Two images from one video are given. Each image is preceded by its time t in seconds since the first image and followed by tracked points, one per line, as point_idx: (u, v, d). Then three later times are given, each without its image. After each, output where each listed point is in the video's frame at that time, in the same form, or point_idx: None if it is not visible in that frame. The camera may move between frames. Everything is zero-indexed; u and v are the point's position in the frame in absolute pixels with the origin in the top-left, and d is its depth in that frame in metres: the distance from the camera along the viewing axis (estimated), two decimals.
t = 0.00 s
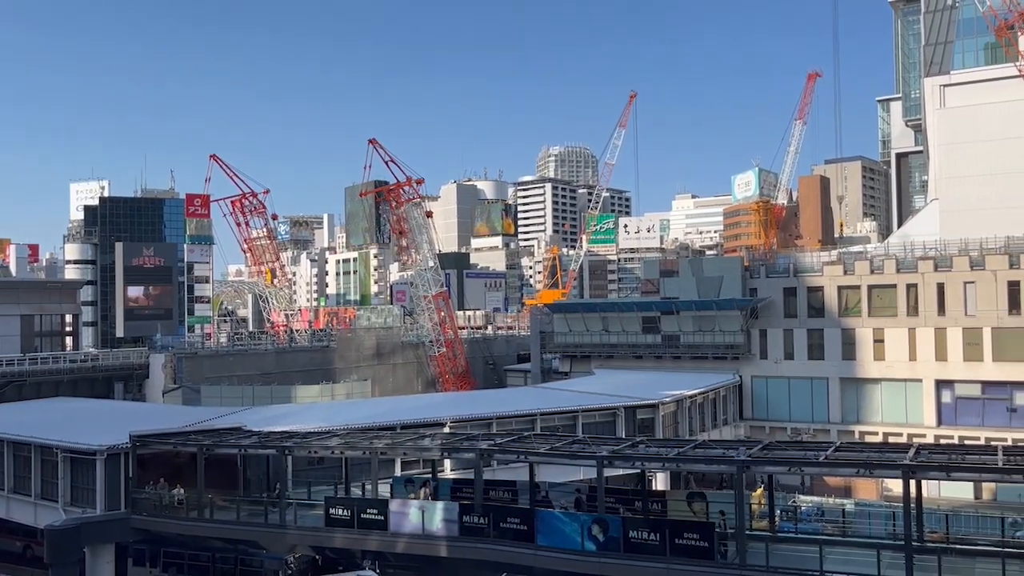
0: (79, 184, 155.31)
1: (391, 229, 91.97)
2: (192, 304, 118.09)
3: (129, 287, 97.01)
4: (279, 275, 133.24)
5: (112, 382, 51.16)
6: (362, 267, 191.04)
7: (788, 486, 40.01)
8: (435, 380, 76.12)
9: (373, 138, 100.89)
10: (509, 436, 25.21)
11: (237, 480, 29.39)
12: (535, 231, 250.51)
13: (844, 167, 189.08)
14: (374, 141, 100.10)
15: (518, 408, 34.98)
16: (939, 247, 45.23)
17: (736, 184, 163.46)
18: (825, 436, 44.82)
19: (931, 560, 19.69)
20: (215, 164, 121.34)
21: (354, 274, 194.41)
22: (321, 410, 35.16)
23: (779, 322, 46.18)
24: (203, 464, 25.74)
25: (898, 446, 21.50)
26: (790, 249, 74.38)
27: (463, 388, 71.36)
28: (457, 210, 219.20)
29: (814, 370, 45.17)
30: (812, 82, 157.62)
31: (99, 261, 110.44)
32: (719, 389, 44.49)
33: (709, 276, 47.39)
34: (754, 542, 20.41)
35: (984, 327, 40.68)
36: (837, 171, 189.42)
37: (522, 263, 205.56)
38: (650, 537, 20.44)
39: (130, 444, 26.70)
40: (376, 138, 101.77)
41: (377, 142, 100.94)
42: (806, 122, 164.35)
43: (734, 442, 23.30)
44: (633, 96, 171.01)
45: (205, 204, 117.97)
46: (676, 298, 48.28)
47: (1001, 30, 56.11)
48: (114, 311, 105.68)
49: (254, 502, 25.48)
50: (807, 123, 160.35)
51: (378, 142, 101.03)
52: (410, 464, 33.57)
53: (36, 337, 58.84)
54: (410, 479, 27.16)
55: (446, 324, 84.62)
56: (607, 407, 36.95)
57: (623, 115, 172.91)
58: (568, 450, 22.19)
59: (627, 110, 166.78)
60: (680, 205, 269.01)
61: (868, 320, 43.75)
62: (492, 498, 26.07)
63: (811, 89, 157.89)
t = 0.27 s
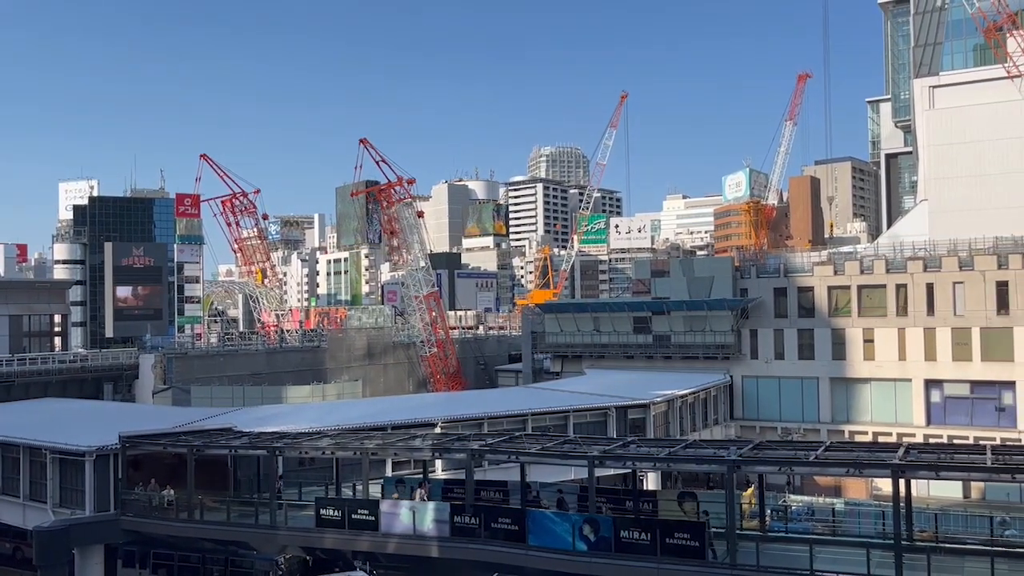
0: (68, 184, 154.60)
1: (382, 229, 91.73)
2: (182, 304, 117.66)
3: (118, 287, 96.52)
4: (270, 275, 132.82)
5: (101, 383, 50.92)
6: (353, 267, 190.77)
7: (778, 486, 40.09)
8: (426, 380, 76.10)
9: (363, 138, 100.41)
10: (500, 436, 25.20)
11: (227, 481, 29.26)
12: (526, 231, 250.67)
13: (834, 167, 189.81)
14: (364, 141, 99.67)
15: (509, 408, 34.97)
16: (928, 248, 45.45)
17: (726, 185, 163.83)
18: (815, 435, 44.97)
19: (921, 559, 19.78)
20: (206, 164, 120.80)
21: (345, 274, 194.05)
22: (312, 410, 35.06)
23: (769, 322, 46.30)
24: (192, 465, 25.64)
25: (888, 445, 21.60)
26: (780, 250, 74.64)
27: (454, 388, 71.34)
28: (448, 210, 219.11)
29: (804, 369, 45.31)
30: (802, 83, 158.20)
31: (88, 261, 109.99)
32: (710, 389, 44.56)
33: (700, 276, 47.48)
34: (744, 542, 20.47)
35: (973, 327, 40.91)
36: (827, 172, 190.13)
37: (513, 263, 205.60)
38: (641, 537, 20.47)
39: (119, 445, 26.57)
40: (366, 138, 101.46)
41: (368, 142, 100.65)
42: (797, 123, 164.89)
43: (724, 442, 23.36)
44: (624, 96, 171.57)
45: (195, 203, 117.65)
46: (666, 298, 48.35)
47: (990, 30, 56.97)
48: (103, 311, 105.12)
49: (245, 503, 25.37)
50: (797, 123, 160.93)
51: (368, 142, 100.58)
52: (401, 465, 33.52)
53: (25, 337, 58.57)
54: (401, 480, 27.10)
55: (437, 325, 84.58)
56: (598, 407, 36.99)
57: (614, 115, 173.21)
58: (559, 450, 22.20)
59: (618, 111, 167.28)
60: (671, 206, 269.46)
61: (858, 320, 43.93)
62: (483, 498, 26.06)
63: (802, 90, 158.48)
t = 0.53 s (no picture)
0: (56, 183, 153.84)
1: (373, 229, 91.49)
2: (172, 304, 117.20)
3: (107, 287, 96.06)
4: (260, 275, 132.32)
5: (90, 384, 50.73)
6: (344, 267, 190.49)
7: (768, 486, 40.19)
8: (417, 381, 76.02)
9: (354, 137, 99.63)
10: (491, 436, 25.19)
11: (217, 482, 29.14)
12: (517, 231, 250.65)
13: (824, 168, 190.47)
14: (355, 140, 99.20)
15: (500, 408, 34.98)
16: (917, 248, 45.65)
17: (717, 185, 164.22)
18: (805, 435, 45.13)
19: (911, 558, 19.85)
20: (196, 163, 120.26)
21: (336, 274, 193.71)
22: (302, 410, 35.04)
23: (760, 322, 46.42)
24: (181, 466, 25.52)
25: (877, 445, 21.68)
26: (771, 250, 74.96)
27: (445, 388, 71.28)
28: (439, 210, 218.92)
29: (795, 369, 45.46)
30: (792, 83, 158.72)
31: (77, 261, 109.47)
32: (700, 389, 44.65)
33: (691, 276, 47.55)
34: (735, 541, 20.52)
35: (961, 327, 41.14)
36: (817, 173, 190.81)
37: (504, 263, 205.61)
38: (632, 537, 20.50)
39: (108, 446, 26.44)
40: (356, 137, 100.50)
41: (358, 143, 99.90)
42: (787, 123, 165.38)
43: (715, 442, 23.40)
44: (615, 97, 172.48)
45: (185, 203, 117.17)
46: (657, 298, 48.41)
47: (978, 31, 57.31)
48: (92, 311, 104.65)
49: (235, 503, 25.29)
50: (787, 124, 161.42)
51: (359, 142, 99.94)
52: (392, 465, 33.46)
53: (13, 338, 58.29)
54: (392, 480, 27.03)
55: (429, 325, 84.48)
56: (589, 408, 37.01)
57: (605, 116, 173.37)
58: (550, 450, 22.20)
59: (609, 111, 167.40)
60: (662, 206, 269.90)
61: (847, 320, 44.08)
62: (474, 499, 26.04)
63: (792, 91, 159.02)
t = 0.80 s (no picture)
0: (45, 183, 153.04)
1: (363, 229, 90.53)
2: (161, 304, 116.74)
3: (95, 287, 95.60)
4: (250, 275, 131.86)
5: (78, 384, 50.52)
6: (334, 267, 190.21)
7: (758, 485, 40.31)
8: (408, 381, 75.94)
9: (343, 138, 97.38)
10: (482, 436, 25.18)
11: (207, 483, 29.02)
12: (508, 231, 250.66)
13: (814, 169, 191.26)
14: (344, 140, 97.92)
15: (491, 408, 34.97)
16: (905, 249, 45.89)
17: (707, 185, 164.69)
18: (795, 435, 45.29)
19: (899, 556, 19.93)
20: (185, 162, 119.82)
21: (326, 274, 193.34)
22: (293, 411, 34.95)
23: (750, 322, 46.55)
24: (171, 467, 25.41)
25: (866, 444, 21.77)
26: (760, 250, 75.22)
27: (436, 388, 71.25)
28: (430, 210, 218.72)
29: (785, 369, 45.62)
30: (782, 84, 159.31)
31: (65, 260, 108.93)
32: (691, 389, 44.73)
33: (681, 276, 47.63)
34: (725, 541, 20.56)
35: (950, 327, 41.37)
36: (807, 173, 191.59)
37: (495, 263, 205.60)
38: (622, 536, 20.53)
39: (97, 447, 26.31)
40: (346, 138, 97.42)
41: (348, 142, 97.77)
42: (777, 124, 165.94)
43: (705, 442, 23.43)
44: (605, 101, 175.28)
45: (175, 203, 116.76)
46: (648, 298, 48.47)
47: (967, 33, 57.21)
48: (80, 311, 104.10)
49: (225, 504, 25.19)
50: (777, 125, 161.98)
51: (349, 141, 97.57)
52: (383, 465, 33.40)
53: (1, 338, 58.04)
54: (382, 480, 26.98)
55: (419, 325, 84.42)
56: (579, 408, 37.05)
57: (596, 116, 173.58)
58: (541, 450, 22.20)
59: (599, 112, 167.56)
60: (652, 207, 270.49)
61: (837, 319, 44.26)
62: (465, 499, 26.03)
63: (781, 92, 159.62)
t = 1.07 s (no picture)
0: (33, 182, 152.15)
1: (354, 229, 90.86)
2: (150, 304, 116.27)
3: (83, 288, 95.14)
4: (240, 275, 131.44)
5: (67, 385, 50.35)
6: (325, 267, 189.94)
7: (749, 484, 40.38)
8: (399, 381, 75.87)
9: (335, 137, 97.45)
10: (473, 436, 25.16)
11: (197, 484, 28.85)
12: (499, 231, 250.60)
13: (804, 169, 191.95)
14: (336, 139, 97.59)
15: (482, 408, 34.95)
16: (895, 249, 46.10)
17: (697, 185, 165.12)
18: (785, 434, 45.43)
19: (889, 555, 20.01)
20: (174, 162, 119.36)
21: (317, 274, 192.93)
22: (283, 411, 34.84)
23: (740, 321, 46.67)
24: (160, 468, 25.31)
25: (855, 444, 21.87)
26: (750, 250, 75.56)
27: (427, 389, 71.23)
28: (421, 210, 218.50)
29: (774, 369, 45.75)
30: (772, 85, 159.94)
31: (53, 261, 108.32)
32: (681, 388, 44.80)
33: (672, 276, 47.70)
34: (715, 540, 20.63)
35: (938, 327, 41.59)
36: (797, 173, 192.26)
37: (486, 263, 205.54)
38: (613, 536, 20.56)
39: (85, 447, 26.17)
40: (337, 138, 97.13)
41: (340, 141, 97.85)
42: (767, 124, 166.46)
43: (695, 442, 23.48)
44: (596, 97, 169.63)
45: (164, 203, 116.30)
46: (638, 298, 48.51)
47: (956, 35, 57.02)
48: (69, 312, 103.57)
49: (215, 504, 25.08)
50: (767, 125, 162.51)
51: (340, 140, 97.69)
52: (373, 466, 33.33)
53: None
54: (373, 481, 26.90)
55: (410, 325, 84.31)
56: (570, 408, 37.07)
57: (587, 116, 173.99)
58: (532, 450, 22.20)
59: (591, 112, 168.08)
60: (643, 207, 270.89)
61: (827, 319, 44.42)
62: (456, 499, 26.02)
63: (772, 93, 160.22)
